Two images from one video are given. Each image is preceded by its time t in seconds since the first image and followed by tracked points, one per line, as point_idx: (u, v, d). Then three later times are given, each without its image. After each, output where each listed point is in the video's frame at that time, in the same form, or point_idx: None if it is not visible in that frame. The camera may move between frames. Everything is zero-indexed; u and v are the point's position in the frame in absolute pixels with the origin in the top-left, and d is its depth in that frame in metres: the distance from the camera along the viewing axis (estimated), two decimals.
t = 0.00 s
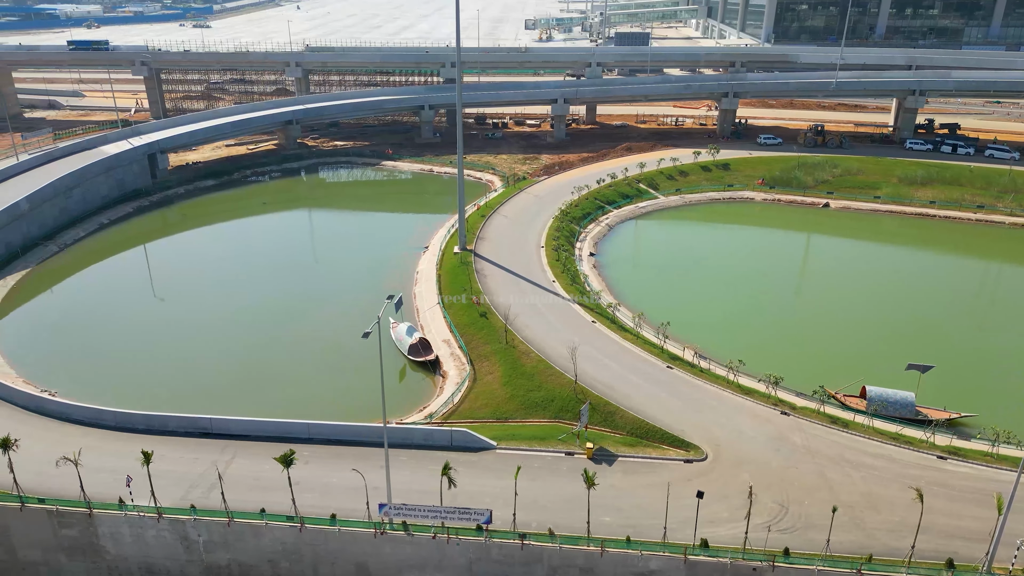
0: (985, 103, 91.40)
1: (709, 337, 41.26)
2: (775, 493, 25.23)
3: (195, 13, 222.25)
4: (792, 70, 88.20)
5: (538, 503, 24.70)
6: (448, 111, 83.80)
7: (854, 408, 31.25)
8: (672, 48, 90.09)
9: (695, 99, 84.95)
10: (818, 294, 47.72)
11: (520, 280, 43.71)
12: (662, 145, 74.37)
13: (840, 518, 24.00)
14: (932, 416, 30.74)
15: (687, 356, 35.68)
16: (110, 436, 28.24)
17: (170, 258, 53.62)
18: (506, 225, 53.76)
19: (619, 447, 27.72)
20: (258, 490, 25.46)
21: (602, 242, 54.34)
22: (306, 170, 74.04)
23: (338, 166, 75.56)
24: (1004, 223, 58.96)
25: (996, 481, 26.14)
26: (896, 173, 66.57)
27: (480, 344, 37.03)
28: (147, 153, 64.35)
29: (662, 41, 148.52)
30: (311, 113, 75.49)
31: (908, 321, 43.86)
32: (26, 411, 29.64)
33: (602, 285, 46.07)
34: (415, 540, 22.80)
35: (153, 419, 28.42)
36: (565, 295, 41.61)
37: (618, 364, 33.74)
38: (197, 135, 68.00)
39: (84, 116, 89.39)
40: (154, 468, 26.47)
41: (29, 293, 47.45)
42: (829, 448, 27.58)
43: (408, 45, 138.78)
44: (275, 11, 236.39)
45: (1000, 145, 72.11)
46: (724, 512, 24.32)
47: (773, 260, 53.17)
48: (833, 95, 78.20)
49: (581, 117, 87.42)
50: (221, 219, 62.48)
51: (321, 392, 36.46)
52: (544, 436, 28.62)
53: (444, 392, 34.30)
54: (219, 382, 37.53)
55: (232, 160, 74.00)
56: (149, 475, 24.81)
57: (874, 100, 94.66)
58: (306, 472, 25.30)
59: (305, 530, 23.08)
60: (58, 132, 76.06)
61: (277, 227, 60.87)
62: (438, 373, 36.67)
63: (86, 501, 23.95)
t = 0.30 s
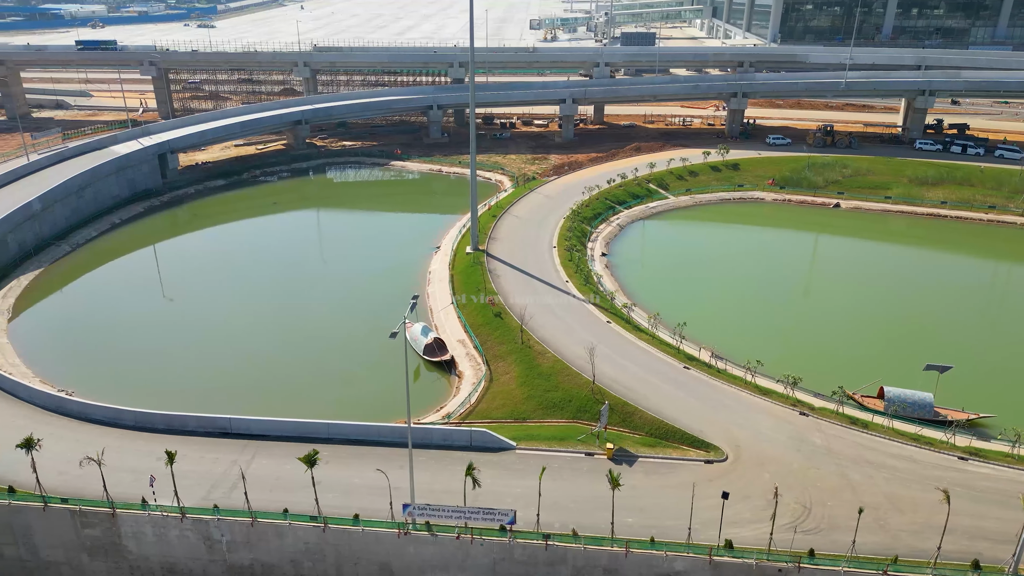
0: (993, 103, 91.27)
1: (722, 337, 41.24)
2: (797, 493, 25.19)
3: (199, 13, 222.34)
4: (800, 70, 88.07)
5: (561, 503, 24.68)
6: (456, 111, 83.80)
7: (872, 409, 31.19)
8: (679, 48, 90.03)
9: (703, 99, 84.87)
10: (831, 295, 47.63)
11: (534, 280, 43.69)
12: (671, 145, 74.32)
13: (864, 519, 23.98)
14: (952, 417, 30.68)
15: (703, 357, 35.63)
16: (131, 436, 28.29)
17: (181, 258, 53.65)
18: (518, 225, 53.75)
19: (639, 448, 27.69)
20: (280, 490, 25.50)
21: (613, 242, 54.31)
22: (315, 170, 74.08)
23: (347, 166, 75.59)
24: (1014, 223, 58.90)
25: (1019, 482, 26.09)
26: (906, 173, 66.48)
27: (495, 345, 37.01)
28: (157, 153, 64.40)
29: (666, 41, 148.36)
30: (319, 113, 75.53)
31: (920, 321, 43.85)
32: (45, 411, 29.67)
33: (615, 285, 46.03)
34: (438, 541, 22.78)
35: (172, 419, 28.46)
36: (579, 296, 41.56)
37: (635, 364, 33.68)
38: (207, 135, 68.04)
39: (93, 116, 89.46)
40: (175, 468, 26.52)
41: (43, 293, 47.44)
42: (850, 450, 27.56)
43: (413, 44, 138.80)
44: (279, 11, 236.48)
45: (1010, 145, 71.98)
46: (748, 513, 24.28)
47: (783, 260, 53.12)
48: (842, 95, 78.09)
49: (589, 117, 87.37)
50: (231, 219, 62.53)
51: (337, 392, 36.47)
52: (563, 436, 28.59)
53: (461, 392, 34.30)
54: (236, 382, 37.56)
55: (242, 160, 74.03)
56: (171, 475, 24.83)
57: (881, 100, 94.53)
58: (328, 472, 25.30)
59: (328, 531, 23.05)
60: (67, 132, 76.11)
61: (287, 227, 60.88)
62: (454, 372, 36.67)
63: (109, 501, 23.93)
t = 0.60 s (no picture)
0: (1001, 103, 91.06)
1: (736, 337, 41.19)
2: (819, 494, 25.17)
3: (204, 13, 222.33)
4: (809, 70, 87.94)
5: (583, 502, 24.68)
6: (464, 111, 83.77)
7: (890, 410, 31.12)
8: (687, 48, 89.93)
9: (711, 99, 84.78)
10: (843, 295, 47.53)
11: (547, 280, 43.66)
12: (680, 145, 74.26)
13: (887, 520, 23.96)
14: (971, 418, 30.60)
15: (719, 357, 35.56)
16: (150, 436, 28.34)
17: (193, 258, 53.71)
18: (529, 225, 53.73)
19: (658, 448, 27.66)
20: (302, 490, 25.52)
21: (624, 242, 54.29)
22: (324, 170, 74.11)
23: (355, 166, 75.60)
24: None
25: None
26: (916, 173, 66.37)
27: (510, 345, 36.99)
28: (167, 153, 64.47)
29: (671, 41, 148.18)
30: (328, 113, 75.56)
31: (933, 321, 43.79)
32: (64, 411, 29.73)
33: (627, 285, 45.97)
34: (462, 541, 22.79)
35: (192, 419, 28.52)
36: (592, 296, 41.50)
37: (652, 364, 33.62)
38: (216, 135, 68.09)
39: (101, 116, 89.49)
40: (196, 468, 26.55)
41: (56, 292, 47.41)
42: (870, 450, 27.54)
43: (418, 45, 138.71)
44: (283, 11, 236.41)
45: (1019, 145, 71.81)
46: (771, 514, 24.25)
47: (794, 261, 53.05)
48: (851, 95, 77.98)
49: (597, 117, 87.30)
50: (241, 219, 62.57)
51: (353, 392, 36.49)
52: (582, 436, 28.55)
53: (476, 392, 34.28)
54: (252, 381, 37.60)
55: (250, 160, 74.07)
56: (193, 475, 24.87)
57: (889, 100, 94.35)
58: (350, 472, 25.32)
59: (351, 530, 23.11)
60: (76, 132, 76.17)
61: (297, 227, 60.89)
62: (470, 372, 36.64)
63: (132, 501, 23.98)
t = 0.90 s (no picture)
0: (1009, 103, 90.90)
1: (750, 337, 41.15)
2: (841, 494, 25.15)
3: (208, 13, 222.25)
4: (817, 70, 87.84)
5: (606, 502, 24.67)
6: (472, 111, 83.74)
7: (909, 410, 31.08)
8: (695, 48, 89.84)
9: (720, 100, 84.71)
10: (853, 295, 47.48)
11: (560, 280, 43.61)
12: (689, 145, 74.19)
13: (910, 521, 23.95)
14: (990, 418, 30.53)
15: (736, 357, 35.53)
16: (170, 435, 28.36)
17: (204, 258, 53.69)
18: (541, 225, 53.69)
19: (678, 448, 27.62)
20: (323, 490, 25.53)
21: (636, 242, 54.26)
22: (333, 169, 74.13)
23: (364, 166, 75.61)
24: None
25: None
26: (927, 173, 66.30)
27: (526, 344, 36.96)
28: (177, 153, 64.49)
29: (676, 41, 148.06)
30: (337, 113, 75.59)
31: (947, 322, 43.69)
32: (83, 410, 29.76)
33: (640, 284, 45.93)
34: (486, 541, 22.79)
35: (211, 418, 28.54)
36: (606, 296, 41.46)
37: (669, 365, 33.58)
38: (226, 135, 68.13)
39: (109, 116, 89.52)
40: (217, 467, 26.56)
41: (69, 292, 47.32)
42: (891, 451, 27.53)
43: (424, 44, 138.71)
44: (287, 11, 236.50)
45: None
46: (793, 514, 24.24)
47: (805, 260, 53.01)
48: (860, 95, 77.90)
49: (604, 117, 87.23)
50: (251, 219, 62.60)
51: (372, 391, 36.51)
52: (601, 436, 28.52)
53: (493, 392, 34.29)
54: (269, 381, 37.60)
55: (259, 160, 74.08)
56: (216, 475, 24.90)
57: (897, 100, 94.20)
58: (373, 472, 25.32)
59: (374, 530, 23.12)
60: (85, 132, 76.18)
61: (307, 227, 60.95)
62: (485, 372, 36.63)
63: (155, 500, 23.99)
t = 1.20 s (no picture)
0: (1017, 103, 90.72)
1: (765, 337, 41.12)
2: (863, 495, 25.12)
3: (212, 13, 222.28)
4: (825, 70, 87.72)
5: (628, 502, 24.66)
6: (480, 110, 83.69)
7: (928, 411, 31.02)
8: (703, 48, 89.75)
9: (728, 99, 84.62)
10: (864, 295, 47.33)
11: (574, 280, 43.60)
12: (698, 145, 74.13)
13: (934, 521, 23.93)
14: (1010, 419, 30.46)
15: (752, 357, 35.48)
16: (189, 435, 28.42)
17: (216, 258, 53.72)
18: (552, 225, 53.67)
19: (699, 449, 27.58)
20: (345, 490, 25.56)
21: (648, 242, 54.25)
22: (342, 169, 74.15)
23: (373, 166, 75.61)
24: None
25: None
26: (937, 173, 66.22)
27: (541, 344, 36.95)
28: (188, 153, 64.55)
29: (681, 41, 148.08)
30: (346, 113, 75.62)
31: (960, 322, 43.58)
32: (103, 410, 29.85)
33: (654, 285, 45.91)
34: (510, 541, 22.75)
35: (230, 418, 28.61)
36: (620, 296, 41.44)
37: (686, 365, 33.55)
38: (236, 135, 68.19)
39: (117, 116, 89.57)
40: (238, 467, 26.61)
41: (83, 292, 47.32)
42: (911, 451, 27.50)
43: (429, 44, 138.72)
44: (291, 11, 236.57)
45: None
46: (816, 515, 24.23)
47: (816, 261, 52.93)
48: (870, 94, 77.82)
49: (612, 117, 87.17)
50: (261, 219, 62.62)
51: (389, 390, 36.47)
52: (621, 436, 28.53)
53: (509, 392, 34.28)
54: (287, 380, 37.56)
55: (268, 160, 74.12)
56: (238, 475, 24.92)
57: (905, 100, 94.06)
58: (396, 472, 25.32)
59: (398, 530, 23.11)
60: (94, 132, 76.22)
61: (317, 226, 61.01)
62: (501, 373, 36.62)
63: (177, 500, 24.02)
